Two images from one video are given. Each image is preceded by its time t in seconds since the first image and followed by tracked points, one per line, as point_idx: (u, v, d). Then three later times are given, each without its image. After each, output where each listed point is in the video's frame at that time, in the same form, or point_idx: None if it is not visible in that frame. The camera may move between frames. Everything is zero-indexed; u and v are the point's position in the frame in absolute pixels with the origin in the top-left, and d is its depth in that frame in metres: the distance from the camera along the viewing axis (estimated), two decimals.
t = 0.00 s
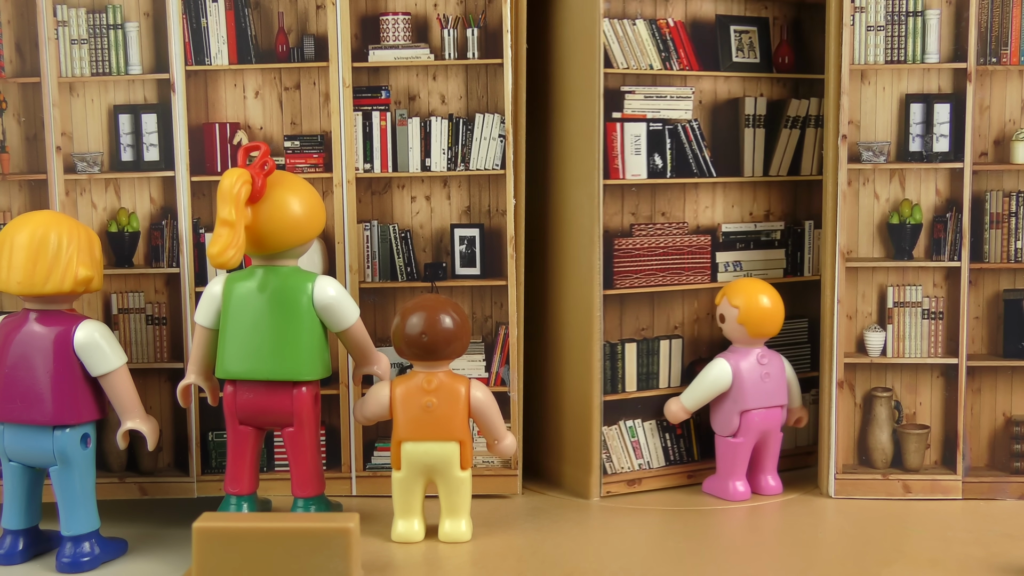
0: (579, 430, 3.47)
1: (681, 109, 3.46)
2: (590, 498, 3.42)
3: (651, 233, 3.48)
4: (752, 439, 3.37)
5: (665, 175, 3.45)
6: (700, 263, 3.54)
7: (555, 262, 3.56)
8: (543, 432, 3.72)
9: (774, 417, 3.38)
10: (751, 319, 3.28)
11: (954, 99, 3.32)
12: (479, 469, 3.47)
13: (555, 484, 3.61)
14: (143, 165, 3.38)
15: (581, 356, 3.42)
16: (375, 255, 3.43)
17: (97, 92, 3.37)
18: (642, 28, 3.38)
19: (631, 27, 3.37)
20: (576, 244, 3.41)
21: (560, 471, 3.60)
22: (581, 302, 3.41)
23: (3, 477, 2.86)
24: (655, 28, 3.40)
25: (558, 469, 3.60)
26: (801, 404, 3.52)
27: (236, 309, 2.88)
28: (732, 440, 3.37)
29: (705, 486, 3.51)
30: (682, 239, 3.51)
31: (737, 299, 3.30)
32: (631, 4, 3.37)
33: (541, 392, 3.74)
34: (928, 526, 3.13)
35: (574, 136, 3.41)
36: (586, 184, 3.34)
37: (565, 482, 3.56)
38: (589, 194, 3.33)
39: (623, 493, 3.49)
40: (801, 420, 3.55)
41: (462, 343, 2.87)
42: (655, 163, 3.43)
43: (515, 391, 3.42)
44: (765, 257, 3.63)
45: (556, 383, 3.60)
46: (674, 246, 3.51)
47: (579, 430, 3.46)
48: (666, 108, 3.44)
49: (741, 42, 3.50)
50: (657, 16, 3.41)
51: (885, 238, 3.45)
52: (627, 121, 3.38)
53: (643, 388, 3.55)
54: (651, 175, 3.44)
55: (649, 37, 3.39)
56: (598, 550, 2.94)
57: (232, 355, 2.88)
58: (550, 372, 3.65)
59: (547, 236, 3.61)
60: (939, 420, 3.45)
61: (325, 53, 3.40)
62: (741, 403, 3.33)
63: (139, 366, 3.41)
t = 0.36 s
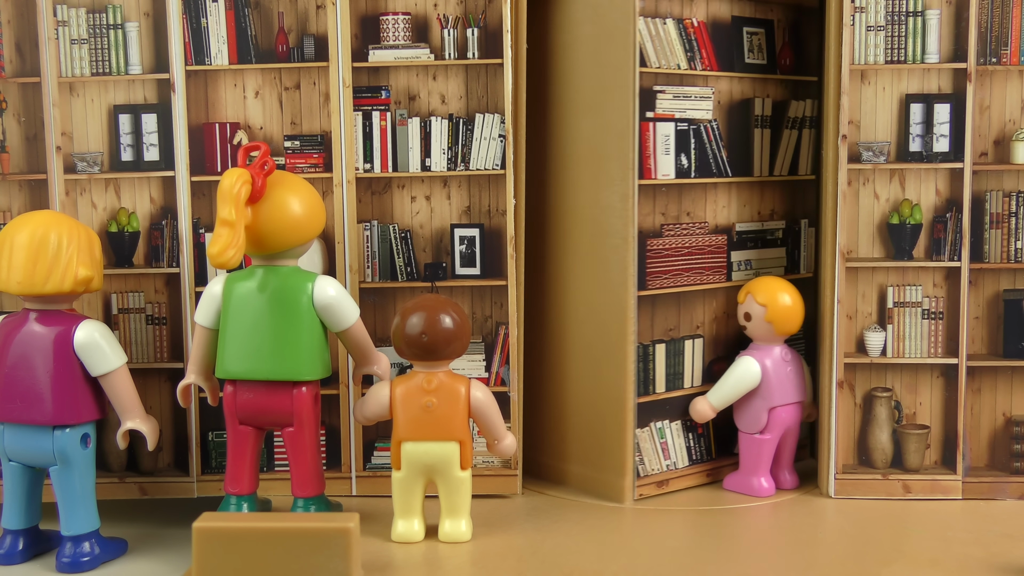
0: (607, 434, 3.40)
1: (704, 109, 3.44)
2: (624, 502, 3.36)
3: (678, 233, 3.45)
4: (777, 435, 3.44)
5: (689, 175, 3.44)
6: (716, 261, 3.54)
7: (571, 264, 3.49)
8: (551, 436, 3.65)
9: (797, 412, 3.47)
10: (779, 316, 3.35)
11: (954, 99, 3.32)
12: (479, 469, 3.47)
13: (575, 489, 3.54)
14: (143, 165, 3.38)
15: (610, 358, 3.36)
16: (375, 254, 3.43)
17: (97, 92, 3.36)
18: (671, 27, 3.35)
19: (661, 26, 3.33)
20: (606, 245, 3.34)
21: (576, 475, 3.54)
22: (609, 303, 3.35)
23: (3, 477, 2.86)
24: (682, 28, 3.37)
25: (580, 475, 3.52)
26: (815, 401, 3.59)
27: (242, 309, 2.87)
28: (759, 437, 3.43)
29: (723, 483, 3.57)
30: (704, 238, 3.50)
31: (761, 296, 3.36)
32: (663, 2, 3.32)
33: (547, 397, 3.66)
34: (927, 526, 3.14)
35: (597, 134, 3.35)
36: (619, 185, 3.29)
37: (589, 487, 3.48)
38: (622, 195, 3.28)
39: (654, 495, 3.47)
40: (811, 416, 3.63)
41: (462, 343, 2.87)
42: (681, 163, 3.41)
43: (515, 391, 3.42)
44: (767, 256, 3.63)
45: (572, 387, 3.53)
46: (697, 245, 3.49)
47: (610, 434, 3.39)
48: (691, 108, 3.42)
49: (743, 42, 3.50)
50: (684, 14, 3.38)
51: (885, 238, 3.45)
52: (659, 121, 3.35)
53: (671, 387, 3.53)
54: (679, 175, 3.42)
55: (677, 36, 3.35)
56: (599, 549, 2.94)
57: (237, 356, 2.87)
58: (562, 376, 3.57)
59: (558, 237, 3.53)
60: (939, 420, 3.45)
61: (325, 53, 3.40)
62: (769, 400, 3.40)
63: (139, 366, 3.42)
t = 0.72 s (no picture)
0: (641, 435, 3.34)
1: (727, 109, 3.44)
2: (663, 502, 3.32)
3: (710, 231, 3.44)
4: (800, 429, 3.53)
5: (717, 174, 3.42)
6: (732, 260, 3.54)
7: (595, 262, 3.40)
8: (561, 437, 3.56)
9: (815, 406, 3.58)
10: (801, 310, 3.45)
11: (954, 99, 3.31)
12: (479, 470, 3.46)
13: (595, 490, 3.46)
14: (142, 165, 3.37)
15: (645, 357, 3.30)
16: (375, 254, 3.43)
17: (96, 92, 3.36)
18: (704, 26, 3.34)
19: (694, 25, 3.31)
20: (642, 242, 3.28)
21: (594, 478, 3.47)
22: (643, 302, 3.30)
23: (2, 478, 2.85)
24: (711, 27, 3.37)
25: (603, 476, 3.45)
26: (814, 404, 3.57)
27: (274, 310, 2.75)
28: (783, 431, 3.51)
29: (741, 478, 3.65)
30: (727, 236, 3.51)
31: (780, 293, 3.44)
32: (698, 2, 3.33)
33: (556, 398, 3.56)
34: (928, 526, 3.13)
35: (634, 129, 3.27)
36: (657, 182, 3.23)
37: (615, 489, 3.42)
38: (662, 192, 3.23)
39: (687, 495, 3.44)
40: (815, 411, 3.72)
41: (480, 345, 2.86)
42: (710, 161, 3.39)
43: (515, 390, 3.41)
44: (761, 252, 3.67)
45: (589, 388, 3.45)
46: (722, 244, 3.49)
47: (643, 435, 3.34)
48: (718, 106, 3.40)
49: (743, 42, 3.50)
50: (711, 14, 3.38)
51: (885, 238, 3.44)
52: (695, 119, 3.32)
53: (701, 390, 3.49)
54: (709, 174, 3.40)
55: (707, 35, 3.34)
56: (599, 550, 2.93)
57: (268, 358, 2.75)
58: (577, 377, 3.48)
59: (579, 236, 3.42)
60: (939, 420, 3.44)
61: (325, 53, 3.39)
62: (794, 394, 3.49)
63: (140, 367, 3.41)
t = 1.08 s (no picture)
0: (648, 434, 3.33)
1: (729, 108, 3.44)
2: (669, 502, 3.32)
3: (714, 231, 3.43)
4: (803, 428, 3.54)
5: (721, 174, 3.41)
6: (734, 260, 3.54)
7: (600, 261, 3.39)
8: (563, 438, 3.55)
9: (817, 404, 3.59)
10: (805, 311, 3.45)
11: (954, 99, 3.31)
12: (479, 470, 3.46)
13: (600, 491, 3.45)
14: (142, 165, 3.37)
15: (652, 356, 3.30)
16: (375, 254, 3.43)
17: (96, 92, 3.36)
18: (708, 26, 3.34)
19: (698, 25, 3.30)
20: (647, 242, 3.28)
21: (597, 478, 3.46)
22: (650, 299, 3.29)
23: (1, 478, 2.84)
24: (715, 27, 3.37)
25: (608, 477, 3.44)
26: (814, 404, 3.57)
27: (274, 310, 2.74)
28: (787, 430, 3.52)
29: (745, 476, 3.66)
30: (729, 236, 3.50)
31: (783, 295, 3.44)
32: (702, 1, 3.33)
33: (559, 399, 3.55)
34: (929, 526, 3.13)
35: (639, 128, 3.26)
36: (662, 182, 3.24)
37: (621, 489, 3.41)
38: (667, 190, 3.23)
39: (693, 495, 3.43)
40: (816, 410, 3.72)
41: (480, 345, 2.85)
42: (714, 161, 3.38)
43: (515, 391, 3.40)
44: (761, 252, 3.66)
45: (594, 389, 3.44)
46: (725, 244, 3.48)
47: (649, 435, 3.33)
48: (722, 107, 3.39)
49: (743, 42, 3.49)
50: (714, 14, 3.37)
51: (885, 237, 3.44)
52: (700, 119, 3.31)
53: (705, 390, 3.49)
54: (712, 174, 3.39)
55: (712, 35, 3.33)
56: (599, 550, 2.93)
57: (268, 358, 2.75)
58: (581, 378, 3.47)
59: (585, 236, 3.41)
60: (940, 420, 3.43)
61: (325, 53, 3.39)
62: (796, 394, 3.49)
63: (139, 367, 3.41)
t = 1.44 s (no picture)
0: (662, 435, 3.31)
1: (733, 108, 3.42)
2: (681, 502, 3.31)
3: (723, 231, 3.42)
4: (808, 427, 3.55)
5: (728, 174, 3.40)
6: (736, 260, 3.52)
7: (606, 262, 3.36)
8: (565, 440, 3.50)
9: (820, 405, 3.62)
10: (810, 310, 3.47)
11: (955, 98, 3.31)
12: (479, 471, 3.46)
13: (608, 492, 3.42)
14: (142, 165, 3.36)
15: (664, 357, 3.28)
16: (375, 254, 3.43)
17: (95, 92, 3.35)
18: (717, 26, 3.33)
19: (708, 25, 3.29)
20: (657, 241, 3.26)
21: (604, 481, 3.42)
22: (662, 301, 3.27)
23: None
24: (723, 28, 3.36)
25: (616, 478, 3.40)
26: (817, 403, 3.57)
27: (274, 310, 2.73)
28: (793, 430, 3.53)
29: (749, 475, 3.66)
30: (732, 235, 3.49)
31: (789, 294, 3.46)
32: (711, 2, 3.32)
33: (560, 401, 3.50)
34: (930, 526, 3.13)
35: (645, 128, 3.25)
36: (675, 182, 3.22)
37: (629, 490, 3.39)
38: (679, 190, 3.22)
39: (703, 495, 3.42)
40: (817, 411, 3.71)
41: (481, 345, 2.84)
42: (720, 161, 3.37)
43: (516, 391, 3.39)
44: (761, 252, 3.66)
45: (597, 391, 3.41)
46: (727, 244, 3.48)
47: (661, 435, 3.31)
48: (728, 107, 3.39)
49: (744, 42, 3.49)
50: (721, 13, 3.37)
51: (887, 237, 3.43)
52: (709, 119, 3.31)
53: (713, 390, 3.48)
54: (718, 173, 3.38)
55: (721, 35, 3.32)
56: (601, 550, 2.92)
57: (268, 359, 2.74)
58: (585, 380, 3.42)
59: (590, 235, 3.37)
60: (941, 420, 3.43)
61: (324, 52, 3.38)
62: (803, 392, 3.51)
63: (139, 368, 3.40)
